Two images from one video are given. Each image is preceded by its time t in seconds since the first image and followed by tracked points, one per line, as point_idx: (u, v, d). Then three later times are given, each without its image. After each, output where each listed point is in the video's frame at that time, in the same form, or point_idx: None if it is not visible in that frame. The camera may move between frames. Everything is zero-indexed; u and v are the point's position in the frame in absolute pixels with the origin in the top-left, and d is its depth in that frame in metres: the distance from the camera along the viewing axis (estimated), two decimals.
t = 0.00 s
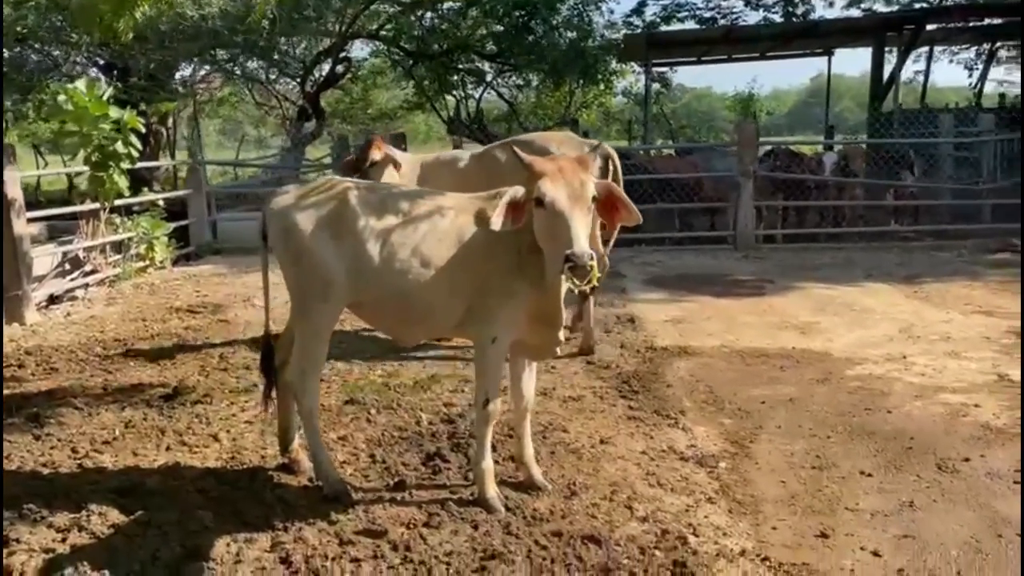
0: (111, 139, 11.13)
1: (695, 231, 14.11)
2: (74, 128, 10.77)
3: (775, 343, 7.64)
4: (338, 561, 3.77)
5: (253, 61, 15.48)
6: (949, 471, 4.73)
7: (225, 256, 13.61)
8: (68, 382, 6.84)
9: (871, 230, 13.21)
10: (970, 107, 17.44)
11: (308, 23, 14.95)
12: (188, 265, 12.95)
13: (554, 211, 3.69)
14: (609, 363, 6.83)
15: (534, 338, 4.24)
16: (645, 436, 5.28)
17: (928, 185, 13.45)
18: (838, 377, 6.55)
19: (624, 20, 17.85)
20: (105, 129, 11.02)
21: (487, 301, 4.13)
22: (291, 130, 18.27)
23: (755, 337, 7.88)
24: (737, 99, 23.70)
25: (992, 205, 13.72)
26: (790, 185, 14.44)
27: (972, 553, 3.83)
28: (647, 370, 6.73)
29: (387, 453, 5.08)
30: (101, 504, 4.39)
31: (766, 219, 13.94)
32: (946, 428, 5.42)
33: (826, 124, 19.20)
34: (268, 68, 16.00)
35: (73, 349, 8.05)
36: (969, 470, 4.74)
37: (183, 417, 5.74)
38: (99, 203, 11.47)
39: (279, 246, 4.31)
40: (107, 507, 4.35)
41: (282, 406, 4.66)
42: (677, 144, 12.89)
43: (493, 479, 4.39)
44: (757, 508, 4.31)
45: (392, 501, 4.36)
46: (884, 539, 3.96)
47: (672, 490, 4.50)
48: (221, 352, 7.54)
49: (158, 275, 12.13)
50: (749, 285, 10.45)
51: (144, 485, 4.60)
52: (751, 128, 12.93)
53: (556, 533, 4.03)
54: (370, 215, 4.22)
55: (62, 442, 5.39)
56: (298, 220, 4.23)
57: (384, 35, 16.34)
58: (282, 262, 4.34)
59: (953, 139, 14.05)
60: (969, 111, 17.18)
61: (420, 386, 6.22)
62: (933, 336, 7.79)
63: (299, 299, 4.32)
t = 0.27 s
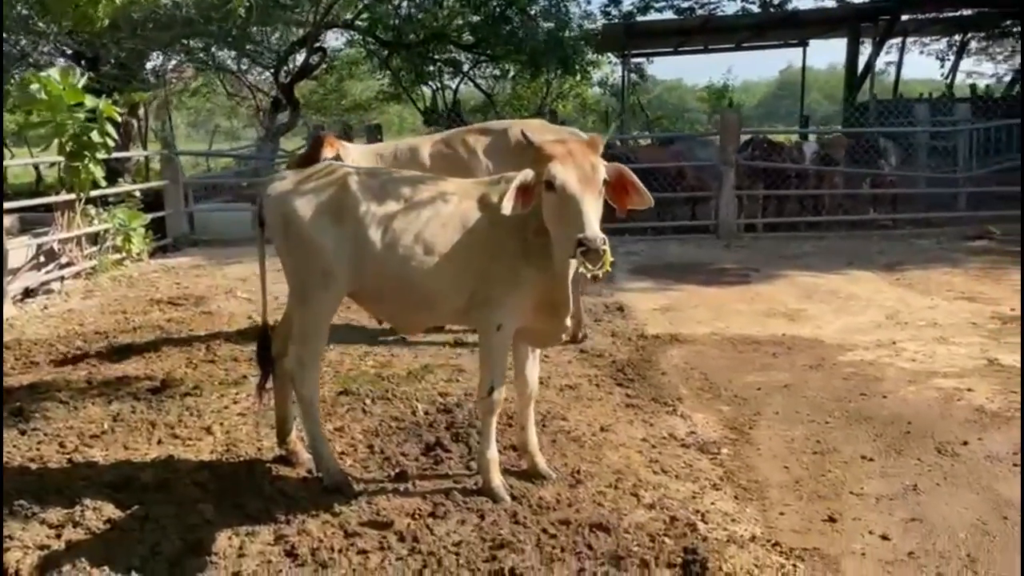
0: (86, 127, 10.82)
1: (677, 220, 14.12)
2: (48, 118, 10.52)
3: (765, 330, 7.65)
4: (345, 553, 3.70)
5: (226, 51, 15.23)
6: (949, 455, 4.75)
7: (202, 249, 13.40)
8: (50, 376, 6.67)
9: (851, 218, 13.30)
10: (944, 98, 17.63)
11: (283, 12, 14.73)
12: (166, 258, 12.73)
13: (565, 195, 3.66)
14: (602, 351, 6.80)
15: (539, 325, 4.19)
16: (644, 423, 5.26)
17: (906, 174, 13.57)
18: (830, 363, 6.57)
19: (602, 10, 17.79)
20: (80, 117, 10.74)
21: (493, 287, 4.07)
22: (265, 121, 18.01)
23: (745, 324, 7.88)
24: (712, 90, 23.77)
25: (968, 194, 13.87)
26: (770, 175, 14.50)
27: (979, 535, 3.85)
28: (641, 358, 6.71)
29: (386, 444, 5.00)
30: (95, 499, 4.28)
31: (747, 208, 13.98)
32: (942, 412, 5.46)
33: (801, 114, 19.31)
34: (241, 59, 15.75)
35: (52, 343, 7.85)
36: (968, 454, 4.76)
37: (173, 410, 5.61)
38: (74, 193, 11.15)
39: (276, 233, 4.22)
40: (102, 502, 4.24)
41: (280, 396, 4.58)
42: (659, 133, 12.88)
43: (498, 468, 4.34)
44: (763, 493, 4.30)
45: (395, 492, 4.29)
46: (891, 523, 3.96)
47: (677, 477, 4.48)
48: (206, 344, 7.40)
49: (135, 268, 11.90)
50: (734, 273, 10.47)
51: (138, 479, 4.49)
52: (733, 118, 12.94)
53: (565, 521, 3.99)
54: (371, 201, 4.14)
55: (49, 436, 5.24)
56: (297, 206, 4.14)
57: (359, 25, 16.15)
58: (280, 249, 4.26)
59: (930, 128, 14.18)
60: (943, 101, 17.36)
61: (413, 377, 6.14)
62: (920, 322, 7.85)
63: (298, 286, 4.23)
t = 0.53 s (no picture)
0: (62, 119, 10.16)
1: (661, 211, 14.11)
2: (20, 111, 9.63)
3: (761, 320, 7.64)
4: (363, 552, 3.60)
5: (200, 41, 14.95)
6: (959, 443, 4.76)
7: (181, 243, 13.17)
8: (36, 374, 6.47)
9: (834, 209, 13.37)
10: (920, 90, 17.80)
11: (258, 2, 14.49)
12: (145, 253, 12.48)
13: (584, 185, 3.57)
14: (601, 343, 6.75)
15: (554, 317, 4.10)
16: (652, 415, 5.21)
17: (887, 165, 13.67)
18: (830, 353, 6.57)
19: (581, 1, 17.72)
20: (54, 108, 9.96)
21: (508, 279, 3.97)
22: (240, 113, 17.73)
23: (740, 315, 7.87)
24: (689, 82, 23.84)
25: (947, 184, 14.02)
26: (753, 166, 14.54)
27: (1000, 524, 3.84)
28: (640, 350, 6.66)
29: (391, 440, 4.91)
30: (97, 500, 4.13)
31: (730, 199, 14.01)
32: (946, 400, 5.48)
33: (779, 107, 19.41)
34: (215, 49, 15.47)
35: (34, 340, 7.64)
36: (977, 442, 4.77)
37: (168, 408, 5.46)
38: (50, 187, 10.89)
39: (282, 222, 4.10)
40: (104, 503, 4.10)
41: (285, 392, 4.46)
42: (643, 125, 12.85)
43: (511, 464, 4.26)
44: (779, 485, 4.27)
45: (408, 488, 4.19)
46: (911, 512, 3.94)
47: (691, 469, 4.43)
48: (196, 341, 7.23)
49: (114, 263, 11.64)
50: (723, 264, 10.46)
51: (140, 479, 4.36)
52: (717, 109, 12.93)
53: (583, 516, 3.92)
54: (382, 190, 4.03)
55: (41, 436, 5.08)
56: (304, 196, 4.01)
57: (335, 16, 15.95)
58: (286, 240, 4.13)
59: (909, 119, 14.30)
60: (918, 92, 17.55)
61: (412, 372, 6.05)
62: (913, 312, 7.88)
63: (304, 279, 4.10)
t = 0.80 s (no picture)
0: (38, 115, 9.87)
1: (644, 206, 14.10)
2: None
3: (756, 316, 7.65)
4: (385, 560, 3.53)
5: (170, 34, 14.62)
6: (967, 439, 4.79)
7: (159, 240, 12.91)
8: (23, 378, 6.30)
9: (816, 203, 13.45)
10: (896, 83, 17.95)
11: None
12: (122, 251, 12.22)
13: (594, 182, 3.47)
14: (601, 340, 6.71)
15: (570, 318, 4.04)
16: (660, 414, 5.19)
17: (867, 158, 13.78)
18: (828, 348, 6.60)
19: None
20: (30, 103, 9.68)
21: (524, 280, 3.90)
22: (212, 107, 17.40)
23: (735, 310, 7.88)
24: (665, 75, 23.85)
25: (926, 178, 14.17)
26: (735, 160, 14.57)
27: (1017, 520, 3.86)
28: (640, 347, 6.63)
29: (399, 443, 4.83)
30: (103, 510, 4.02)
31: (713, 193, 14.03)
32: (949, 395, 5.52)
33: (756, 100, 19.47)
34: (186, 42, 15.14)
35: (17, 343, 7.43)
36: (985, 437, 4.81)
37: (166, 412, 5.34)
38: (25, 184, 10.59)
39: (291, 223, 4.01)
40: (111, 514, 3.99)
41: (293, 396, 4.37)
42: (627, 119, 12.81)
43: (527, 467, 4.20)
44: (795, 484, 4.25)
45: (423, 493, 4.13)
46: (929, 510, 3.95)
47: (706, 469, 4.41)
48: (187, 342, 7.09)
49: (91, 262, 11.38)
50: (711, 259, 10.48)
51: (146, 488, 4.25)
52: (701, 103, 12.93)
53: (604, 520, 3.88)
54: (395, 191, 3.95)
55: (36, 444, 4.94)
56: (316, 197, 3.92)
57: (309, 9, 15.68)
58: (296, 242, 4.04)
59: (888, 112, 14.43)
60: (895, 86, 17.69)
61: (414, 372, 5.97)
62: (905, 306, 7.95)
63: (315, 282, 4.02)
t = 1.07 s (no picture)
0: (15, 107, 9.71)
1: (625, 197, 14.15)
2: None
3: (748, 303, 7.73)
4: (411, 550, 3.53)
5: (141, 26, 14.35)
6: (968, 420, 4.89)
7: (138, 235, 12.73)
8: (15, 374, 6.18)
9: (795, 192, 13.61)
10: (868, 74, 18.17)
11: None
12: (101, 246, 12.03)
13: (612, 171, 3.37)
14: (599, 328, 6.75)
15: (588, 306, 4.05)
16: (666, 401, 5.22)
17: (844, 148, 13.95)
18: (823, 334, 6.69)
19: None
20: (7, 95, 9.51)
21: (542, 270, 3.90)
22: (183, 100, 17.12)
23: (727, 298, 7.95)
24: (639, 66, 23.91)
25: (901, 167, 14.39)
26: (714, 150, 14.68)
27: None
28: (638, 334, 6.68)
29: (410, 433, 4.83)
30: (119, 505, 3.97)
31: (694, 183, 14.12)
32: (945, 378, 5.63)
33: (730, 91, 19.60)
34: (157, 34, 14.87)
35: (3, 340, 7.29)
36: (986, 418, 4.91)
37: (169, 406, 5.28)
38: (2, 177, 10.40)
39: (306, 215, 3.98)
40: (127, 509, 3.94)
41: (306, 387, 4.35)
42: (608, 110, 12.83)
43: (544, 454, 4.22)
44: (807, 467, 4.32)
45: (441, 483, 4.13)
46: (940, 490, 4.03)
47: (718, 454, 4.46)
48: (180, 337, 7.00)
49: (69, 257, 11.19)
50: (697, 248, 10.56)
51: (159, 483, 4.20)
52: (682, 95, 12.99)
53: (624, 506, 3.91)
54: (412, 180, 3.94)
55: (38, 440, 4.86)
56: (333, 187, 3.90)
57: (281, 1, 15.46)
58: (312, 233, 4.01)
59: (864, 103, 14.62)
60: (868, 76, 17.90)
61: (416, 363, 5.96)
62: (892, 292, 8.08)
63: (332, 272, 3.99)
